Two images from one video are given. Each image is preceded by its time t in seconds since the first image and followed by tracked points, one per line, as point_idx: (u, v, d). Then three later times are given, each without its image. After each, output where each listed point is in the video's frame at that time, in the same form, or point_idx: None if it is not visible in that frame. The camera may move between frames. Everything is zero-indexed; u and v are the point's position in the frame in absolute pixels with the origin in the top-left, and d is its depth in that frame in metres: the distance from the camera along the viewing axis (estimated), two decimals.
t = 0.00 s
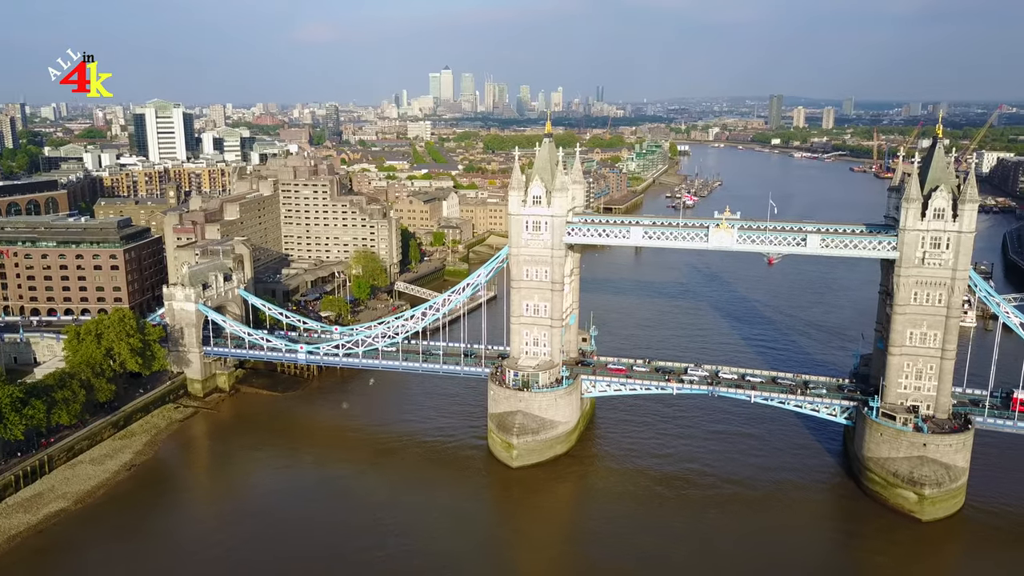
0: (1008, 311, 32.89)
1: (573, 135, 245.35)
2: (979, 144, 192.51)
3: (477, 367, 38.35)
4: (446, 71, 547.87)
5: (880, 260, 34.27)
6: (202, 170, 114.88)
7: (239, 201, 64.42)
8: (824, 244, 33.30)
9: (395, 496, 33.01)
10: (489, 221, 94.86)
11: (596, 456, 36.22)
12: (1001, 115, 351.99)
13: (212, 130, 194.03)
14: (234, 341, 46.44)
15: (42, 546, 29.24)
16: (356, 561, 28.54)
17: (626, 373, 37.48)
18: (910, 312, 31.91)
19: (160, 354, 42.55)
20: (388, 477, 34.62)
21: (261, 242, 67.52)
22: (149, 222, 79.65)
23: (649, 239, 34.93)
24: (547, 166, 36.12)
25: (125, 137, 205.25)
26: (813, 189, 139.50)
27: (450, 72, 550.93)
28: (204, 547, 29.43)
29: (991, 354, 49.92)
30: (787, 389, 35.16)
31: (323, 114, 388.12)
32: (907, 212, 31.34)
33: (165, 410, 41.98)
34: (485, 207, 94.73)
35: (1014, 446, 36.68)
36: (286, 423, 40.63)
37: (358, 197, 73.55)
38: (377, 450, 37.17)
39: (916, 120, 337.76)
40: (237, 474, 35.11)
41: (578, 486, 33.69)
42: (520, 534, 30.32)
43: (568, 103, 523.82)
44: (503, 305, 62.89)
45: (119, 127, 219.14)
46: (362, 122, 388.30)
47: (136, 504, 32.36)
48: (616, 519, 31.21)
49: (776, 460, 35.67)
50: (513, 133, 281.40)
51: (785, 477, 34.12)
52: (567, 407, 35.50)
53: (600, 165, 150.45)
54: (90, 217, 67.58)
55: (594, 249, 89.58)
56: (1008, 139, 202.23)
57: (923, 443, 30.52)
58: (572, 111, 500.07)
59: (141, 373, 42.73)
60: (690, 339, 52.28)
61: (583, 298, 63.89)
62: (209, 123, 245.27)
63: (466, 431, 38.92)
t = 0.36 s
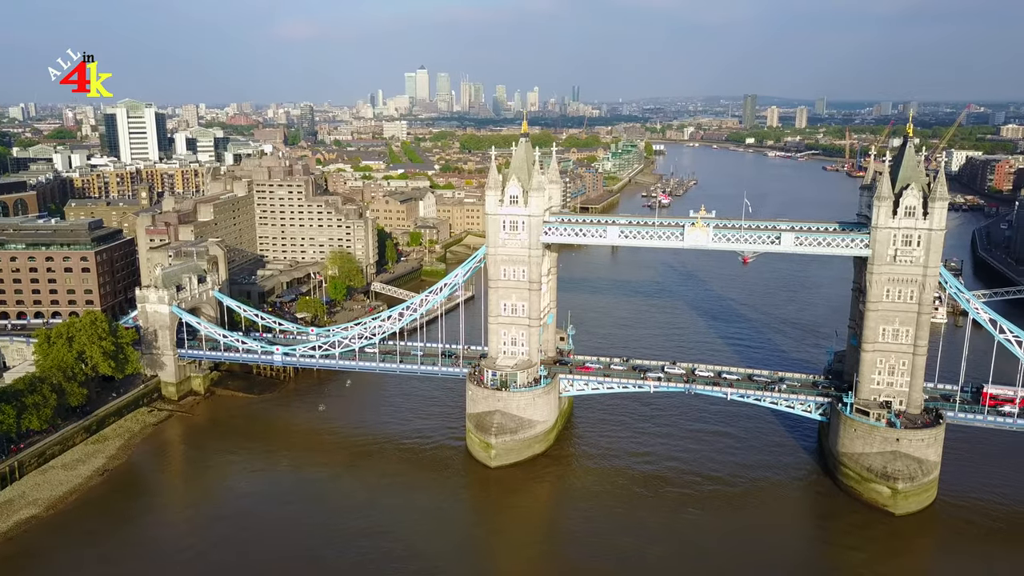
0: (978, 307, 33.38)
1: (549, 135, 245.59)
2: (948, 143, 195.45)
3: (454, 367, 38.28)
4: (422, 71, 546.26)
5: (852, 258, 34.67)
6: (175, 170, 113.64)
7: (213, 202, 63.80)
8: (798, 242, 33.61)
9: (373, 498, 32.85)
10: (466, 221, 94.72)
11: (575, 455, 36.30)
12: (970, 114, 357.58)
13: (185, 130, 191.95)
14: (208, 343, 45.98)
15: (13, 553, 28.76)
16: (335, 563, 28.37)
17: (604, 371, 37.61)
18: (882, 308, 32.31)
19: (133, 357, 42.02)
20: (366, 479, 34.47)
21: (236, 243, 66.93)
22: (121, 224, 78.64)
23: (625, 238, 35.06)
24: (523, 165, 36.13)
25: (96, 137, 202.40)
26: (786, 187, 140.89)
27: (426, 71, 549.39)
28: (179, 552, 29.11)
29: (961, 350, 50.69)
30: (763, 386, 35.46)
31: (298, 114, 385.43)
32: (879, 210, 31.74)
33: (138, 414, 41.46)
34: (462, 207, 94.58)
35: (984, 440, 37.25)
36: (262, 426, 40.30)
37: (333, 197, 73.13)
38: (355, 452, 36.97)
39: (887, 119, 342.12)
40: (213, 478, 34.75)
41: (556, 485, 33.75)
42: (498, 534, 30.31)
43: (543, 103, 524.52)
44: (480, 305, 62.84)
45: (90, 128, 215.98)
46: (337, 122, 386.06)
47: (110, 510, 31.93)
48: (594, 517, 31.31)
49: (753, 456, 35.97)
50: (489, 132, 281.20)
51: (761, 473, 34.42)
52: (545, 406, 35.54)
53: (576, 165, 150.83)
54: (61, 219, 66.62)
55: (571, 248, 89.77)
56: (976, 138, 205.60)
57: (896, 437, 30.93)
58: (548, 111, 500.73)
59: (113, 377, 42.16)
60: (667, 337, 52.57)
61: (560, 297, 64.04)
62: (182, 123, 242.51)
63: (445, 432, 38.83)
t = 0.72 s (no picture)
0: (948, 304, 33.88)
1: (525, 135, 245.69)
2: (918, 142, 198.19)
3: (432, 368, 38.19)
4: (397, 70, 544.28)
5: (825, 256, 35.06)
6: (147, 171, 112.37)
7: (186, 203, 63.11)
8: (772, 240, 33.90)
9: (351, 500, 32.68)
10: (443, 221, 94.51)
11: (553, 455, 36.34)
12: (940, 114, 363.12)
13: (158, 130, 189.77)
14: (182, 346, 45.46)
15: None
16: (312, 567, 28.18)
17: (582, 370, 37.71)
18: (855, 305, 32.70)
19: (105, 360, 41.45)
20: (343, 481, 34.27)
21: (210, 244, 66.26)
22: (92, 225, 77.55)
23: (602, 237, 35.18)
24: (500, 165, 36.12)
25: (66, 138, 199.45)
26: (761, 186, 142.08)
27: (401, 71, 547.60)
28: (154, 557, 28.77)
29: (932, 346, 51.40)
30: (739, 383, 35.75)
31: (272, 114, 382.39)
32: (851, 208, 32.12)
33: (111, 418, 40.90)
34: (439, 207, 94.37)
35: (954, 435, 37.87)
36: (237, 429, 39.92)
37: (309, 197, 72.64)
38: (332, 454, 36.77)
39: (859, 119, 346.23)
40: (188, 482, 34.39)
41: (535, 485, 33.80)
42: (477, 535, 30.28)
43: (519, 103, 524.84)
44: (458, 305, 62.77)
45: (59, 128, 212.66)
46: (312, 122, 383.48)
47: (82, 516, 31.44)
48: (572, 517, 31.37)
49: (729, 453, 36.26)
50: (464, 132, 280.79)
51: (738, 471, 34.71)
52: (522, 406, 35.56)
53: (553, 164, 151.08)
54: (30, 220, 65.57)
55: (547, 248, 89.87)
56: (946, 138, 208.70)
57: (869, 433, 31.31)
58: (524, 111, 500.98)
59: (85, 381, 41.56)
60: (644, 336, 52.82)
61: (537, 297, 64.12)
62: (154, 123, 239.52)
63: (422, 432, 38.73)
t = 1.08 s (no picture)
0: (920, 300, 34.35)
1: (502, 134, 245.30)
2: (889, 142, 200.85)
3: (410, 368, 38.07)
4: (373, 70, 541.99)
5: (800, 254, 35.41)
6: (118, 172, 110.87)
7: (159, 204, 62.38)
8: (748, 239, 34.15)
9: (329, 502, 32.50)
10: (419, 221, 94.22)
11: (532, 454, 36.39)
12: (910, 114, 367.90)
13: (130, 130, 187.32)
14: (156, 348, 44.90)
15: None
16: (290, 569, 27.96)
17: (560, 369, 37.80)
18: (829, 302, 33.05)
19: (77, 363, 40.81)
20: (321, 483, 34.06)
21: (183, 245, 65.54)
22: (62, 226, 76.36)
23: (579, 236, 35.27)
24: (477, 164, 36.07)
25: (35, 138, 196.30)
26: (735, 185, 143.21)
27: (376, 71, 545.00)
28: (128, 562, 28.41)
29: (904, 342, 52.11)
30: (716, 380, 36.00)
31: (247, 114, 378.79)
32: (825, 206, 32.44)
33: (83, 422, 40.30)
34: (416, 207, 94.06)
35: (926, 430, 38.45)
36: (213, 431, 39.51)
37: (284, 197, 72.06)
38: (309, 455, 36.55)
39: (832, 118, 349.76)
40: (162, 485, 34.00)
41: (514, 484, 33.81)
42: (456, 535, 30.24)
43: (495, 102, 524.40)
44: (435, 305, 62.64)
45: (28, 128, 209.10)
46: (287, 122, 380.57)
47: (54, 522, 30.96)
48: (551, 516, 31.44)
49: (706, 451, 36.52)
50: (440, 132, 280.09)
51: (714, 468, 34.97)
52: (501, 405, 35.56)
53: (530, 164, 151.08)
54: None
55: (524, 247, 89.92)
56: (917, 137, 211.39)
57: (844, 429, 31.67)
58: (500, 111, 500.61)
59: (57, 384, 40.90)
60: (621, 335, 53.02)
61: (515, 296, 64.13)
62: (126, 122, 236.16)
63: (400, 433, 38.61)
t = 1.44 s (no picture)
0: (895, 297, 34.74)
1: (480, 134, 244.84)
2: (864, 141, 203.35)
3: (389, 369, 37.93)
4: (350, 69, 539.35)
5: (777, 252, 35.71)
6: (92, 172, 109.49)
7: (134, 204, 61.69)
8: (725, 237, 34.38)
9: (308, 504, 32.30)
10: (398, 221, 93.89)
11: (512, 454, 36.40)
12: (885, 113, 371.97)
13: (104, 130, 185.02)
14: (132, 351, 44.40)
15: None
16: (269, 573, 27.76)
17: (539, 368, 37.86)
18: (806, 300, 33.37)
19: (51, 366, 40.25)
20: (300, 485, 33.86)
21: (159, 246, 64.87)
22: (35, 227, 75.30)
23: (558, 236, 35.34)
24: (455, 164, 36.05)
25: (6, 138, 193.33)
26: (713, 184, 144.06)
27: (354, 70, 542.45)
28: (104, 567, 28.08)
29: (879, 339, 52.69)
30: (694, 378, 36.23)
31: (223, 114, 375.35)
32: (801, 205, 32.72)
33: (57, 426, 39.76)
34: (394, 206, 93.72)
35: (901, 426, 38.93)
36: (190, 434, 39.14)
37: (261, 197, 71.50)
38: (288, 458, 36.33)
39: (807, 118, 352.77)
40: (139, 489, 33.63)
41: (494, 485, 33.81)
42: (436, 536, 30.19)
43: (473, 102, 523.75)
44: (414, 305, 62.48)
45: None
46: (264, 122, 377.70)
47: (27, 527, 30.52)
48: (531, 516, 31.46)
49: (685, 449, 36.74)
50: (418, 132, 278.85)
51: (693, 466, 35.19)
52: (481, 405, 35.54)
53: (509, 163, 151.02)
54: None
55: (504, 247, 90.05)
56: (891, 136, 213.71)
57: (821, 425, 31.99)
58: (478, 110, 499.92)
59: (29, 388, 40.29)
60: (600, 334, 53.14)
61: (494, 296, 64.10)
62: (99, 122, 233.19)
63: (380, 434, 38.48)
